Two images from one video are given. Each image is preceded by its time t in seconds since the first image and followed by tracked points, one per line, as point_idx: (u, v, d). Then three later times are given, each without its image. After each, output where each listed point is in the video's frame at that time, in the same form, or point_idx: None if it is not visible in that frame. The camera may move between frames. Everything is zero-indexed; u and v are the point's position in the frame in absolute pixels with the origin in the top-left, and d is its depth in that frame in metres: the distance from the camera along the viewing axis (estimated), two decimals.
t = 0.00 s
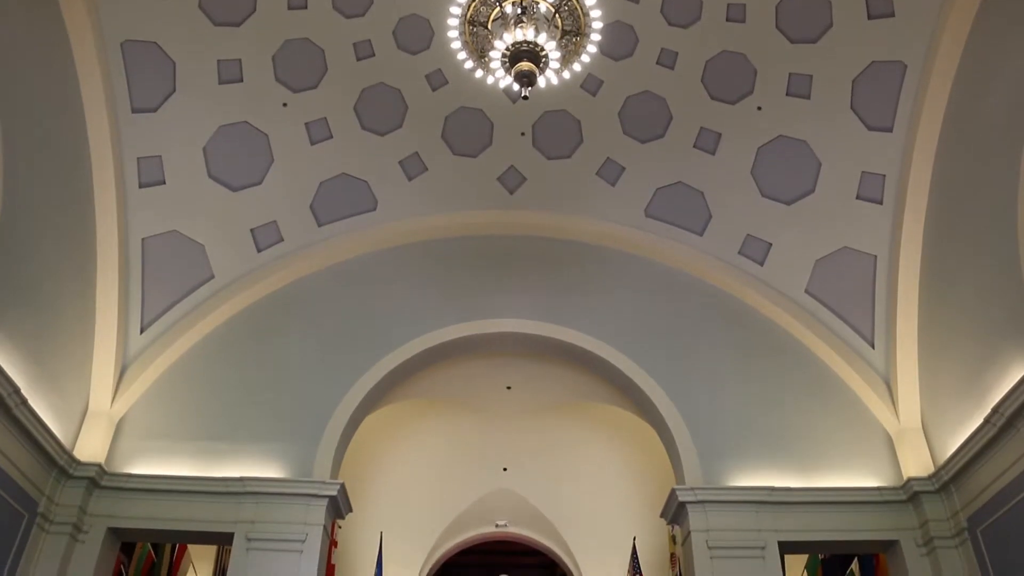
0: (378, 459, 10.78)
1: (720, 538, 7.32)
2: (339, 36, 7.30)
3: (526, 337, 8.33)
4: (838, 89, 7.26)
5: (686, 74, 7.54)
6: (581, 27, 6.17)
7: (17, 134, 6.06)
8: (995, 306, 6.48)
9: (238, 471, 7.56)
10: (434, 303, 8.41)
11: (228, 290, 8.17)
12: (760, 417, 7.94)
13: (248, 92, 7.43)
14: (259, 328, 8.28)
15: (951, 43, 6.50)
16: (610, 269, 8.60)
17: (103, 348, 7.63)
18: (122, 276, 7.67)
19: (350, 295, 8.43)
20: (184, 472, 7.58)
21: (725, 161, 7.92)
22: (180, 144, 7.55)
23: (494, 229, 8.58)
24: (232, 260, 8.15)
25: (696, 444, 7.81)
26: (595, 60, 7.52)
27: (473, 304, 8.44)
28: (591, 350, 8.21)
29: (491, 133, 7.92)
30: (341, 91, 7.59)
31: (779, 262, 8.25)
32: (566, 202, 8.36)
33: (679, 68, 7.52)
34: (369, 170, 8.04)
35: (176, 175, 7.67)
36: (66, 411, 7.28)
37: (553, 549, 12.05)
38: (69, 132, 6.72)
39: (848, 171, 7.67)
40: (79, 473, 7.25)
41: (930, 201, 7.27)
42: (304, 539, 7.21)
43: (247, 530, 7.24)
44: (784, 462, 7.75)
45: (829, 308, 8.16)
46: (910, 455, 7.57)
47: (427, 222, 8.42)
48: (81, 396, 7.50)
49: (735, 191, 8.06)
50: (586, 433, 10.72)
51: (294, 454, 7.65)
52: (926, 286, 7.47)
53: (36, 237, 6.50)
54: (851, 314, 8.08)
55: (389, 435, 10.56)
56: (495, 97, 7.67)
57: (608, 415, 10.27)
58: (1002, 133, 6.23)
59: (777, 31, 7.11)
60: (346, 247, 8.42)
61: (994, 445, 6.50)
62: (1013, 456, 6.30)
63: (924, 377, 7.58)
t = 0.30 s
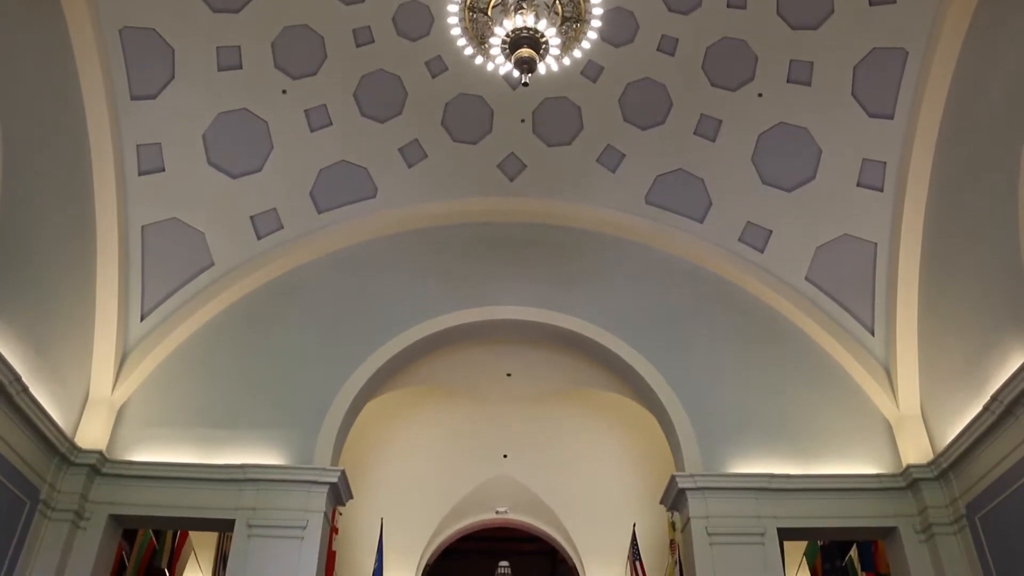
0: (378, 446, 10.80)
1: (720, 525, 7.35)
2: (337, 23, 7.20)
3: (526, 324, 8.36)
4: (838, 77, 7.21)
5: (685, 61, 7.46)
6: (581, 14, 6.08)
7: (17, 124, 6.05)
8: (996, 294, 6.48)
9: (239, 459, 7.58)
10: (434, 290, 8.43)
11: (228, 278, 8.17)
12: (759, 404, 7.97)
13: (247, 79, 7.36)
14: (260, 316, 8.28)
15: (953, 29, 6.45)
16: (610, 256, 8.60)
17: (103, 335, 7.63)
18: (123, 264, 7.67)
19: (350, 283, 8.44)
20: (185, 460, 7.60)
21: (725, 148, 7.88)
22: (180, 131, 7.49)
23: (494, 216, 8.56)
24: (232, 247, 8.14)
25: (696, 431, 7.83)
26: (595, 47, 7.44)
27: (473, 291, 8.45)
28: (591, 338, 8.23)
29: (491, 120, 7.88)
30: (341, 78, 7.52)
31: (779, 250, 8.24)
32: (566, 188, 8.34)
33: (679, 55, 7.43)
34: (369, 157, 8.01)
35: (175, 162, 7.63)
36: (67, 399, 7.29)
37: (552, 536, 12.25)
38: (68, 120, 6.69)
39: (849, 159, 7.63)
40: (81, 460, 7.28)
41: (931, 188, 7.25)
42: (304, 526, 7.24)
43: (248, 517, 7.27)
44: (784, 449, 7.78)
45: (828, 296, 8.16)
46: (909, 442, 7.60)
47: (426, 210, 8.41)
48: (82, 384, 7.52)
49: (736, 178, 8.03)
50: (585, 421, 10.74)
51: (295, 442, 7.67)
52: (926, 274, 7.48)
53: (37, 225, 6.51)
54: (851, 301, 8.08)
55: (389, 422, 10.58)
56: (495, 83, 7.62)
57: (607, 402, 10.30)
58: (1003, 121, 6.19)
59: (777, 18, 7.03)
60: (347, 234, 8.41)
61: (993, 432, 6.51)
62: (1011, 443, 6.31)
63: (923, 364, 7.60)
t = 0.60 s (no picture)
0: (377, 433, 10.81)
1: (719, 512, 7.37)
2: (335, 9, 7.13)
3: (526, 310, 8.38)
4: (839, 63, 7.12)
5: (686, 47, 7.40)
6: None
7: (16, 113, 6.02)
8: (996, 281, 6.47)
9: (240, 446, 7.60)
10: (434, 277, 8.45)
11: (228, 265, 8.16)
12: (758, 391, 8.00)
13: (245, 66, 7.28)
14: (260, 303, 8.30)
15: (954, 15, 6.38)
16: (610, 243, 8.59)
17: (103, 323, 7.63)
18: (122, 252, 7.66)
19: (350, 270, 8.45)
20: (186, 448, 7.62)
21: (726, 135, 7.82)
22: (179, 118, 7.42)
23: (494, 203, 8.54)
24: (232, 234, 8.11)
25: (696, 419, 7.85)
26: (595, 34, 7.36)
27: (474, 278, 8.47)
28: (591, 325, 8.26)
29: (492, 107, 7.82)
30: (339, 66, 7.46)
31: (779, 237, 8.21)
32: (565, 175, 8.30)
33: (681, 42, 7.37)
34: (368, 144, 7.96)
35: (174, 149, 7.57)
36: (67, 387, 7.29)
37: (551, 522, 12.37)
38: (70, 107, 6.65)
39: (850, 146, 7.57)
40: (83, 447, 7.31)
41: (931, 175, 7.23)
42: (305, 512, 7.26)
43: (249, 504, 7.29)
44: (783, 437, 7.81)
45: (828, 283, 8.15)
46: (909, 430, 7.63)
47: (425, 197, 8.38)
48: (83, 373, 7.53)
49: (736, 166, 7.99)
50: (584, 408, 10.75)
51: (297, 429, 7.70)
52: (926, 261, 7.47)
53: (38, 213, 6.51)
54: (851, 288, 8.08)
55: (390, 408, 10.61)
56: (495, 70, 7.57)
57: (607, 390, 10.31)
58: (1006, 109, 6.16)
59: (778, 4, 6.93)
60: (346, 221, 8.40)
61: (992, 419, 6.52)
62: (1010, 431, 6.32)
63: (923, 351, 7.61)
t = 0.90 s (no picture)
0: (377, 420, 10.87)
1: (718, 498, 7.41)
2: None
3: (526, 297, 8.39)
4: (840, 50, 7.07)
5: (686, 33, 7.35)
6: None
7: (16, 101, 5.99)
8: (997, 269, 6.47)
9: (242, 433, 7.63)
10: (434, 263, 8.46)
11: (228, 252, 8.16)
12: (758, 378, 8.02)
13: (244, 53, 7.23)
14: (260, 290, 8.30)
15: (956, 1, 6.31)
16: (610, 230, 8.59)
17: (104, 311, 7.63)
18: (122, 240, 7.63)
19: (350, 258, 8.45)
20: (187, 435, 7.66)
21: (727, 122, 7.78)
22: (178, 106, 7.38)
23: (493, 190, 8.52)
24: (232, 221, 8.10)
25: (696, 406, 7.87)
26: (596, 20, 7.30)
27: (474, 265, 8.47)
28: (591, 311, 8.28)
29: (492, 93, 7.77)
30: (338, 52, 7.42)
31: (779, 224, 8.20)
32: (565, 162, 8.25)
33: (682, 28, 7.31)
34: (367, 131, 7.93)
35: (174, 136, 7.52)
36: (68, 375, 7.31)
37: (552, 509, 12.41)
38: (69, 94, 6.62)
39: (851, 133, 7.53)
40: (83, 434, 7.34)
41: (932, 163, 7.20)
42: (306, 499, 7.29)
43: (250, 491, 7.32)
44: (783, 424, 7.84)
45: (829, 270, 8.14)
46: (909, 416, 7.66)
47: (424, 184, 8.35)
48: (83, 361, 7.55)
49: (737, 153, 7.96)
50: (584, 395, 10.77)
51: (298, 416, 7.72)
52: (926, 249, 7.47)
53: (37, 202, 6.49)
54: (851, 275, 8.08)
55: (389, 395, 10.68)
56: (495, 56, 7.53)
57: (608, 377, 10.34)
58: (1008, 96, 6.12)
59: None
60: (346, 209, 8.39)
61: (992, 406, 6.52)
62: (1009, 417, 6.32)
63: (923, 338, 7.62)
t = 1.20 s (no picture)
0: (376, 405, 10.90)
1: (717, 484, 7.43)
2: None
3: (525, 284, 8.41)
4: (842, 37, 7.01)
5: (687, 19, 7.30)
6: None
7: (15, 88, 5.96)
8: (997, 256, 6.46)
9: (244, 420, 7.66)
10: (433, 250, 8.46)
11: (227, 239, 8.15)
12: (757, 365, 8.04)
13: (242, 39, 7.19)
14: (260, 277, 8.31)
15: None
16: (610, 217, 8.57)
17: (104, 299, 7.63)
18: (122, 227, 7.62)
19: (350, 245, 8.45)
20: (188, 421, 7.68)
21: (728, 109, 7.75)
22: (177, 93, 7.35)
23: (493, 177, 8.50)
24: (232, 208, 8.09)
25: (696, 393, 7.89)
26: (596, 6, 7.26)
27: (474, 252, 8.48)
28: (591, 298, 8.29)
29: (492, 79, 7.74)
30: (337, 38, 7.37)
31: (779, 210, 8.18)
32: (564, 148, 8.23)
33: (682, 14, 7.26)
34: (367, 117, 7.91)
35: (173, 123, 7.49)
36: (68, 362, 7.32)
37: (552, 495, 12.44)
38: (68, 82, 6.60)
39: (852, 120, 7.49)
40: (84, 421, 7.35)
41: (933, 150, 7.16)
42: (307, 485, 7.31)
43: (250, 477, 7.34)
44: (782, 411, 7.86)
45: (828, 257, 8.13)
46: (908, 404, 7.68)
47: (423, 171, 8.33)
48: (84, 348, 7.57)
49: (738, 140, 7.93)
50: (585, 381, 10.84)
51: (298, 403, 7.73)
52: (927, 236, 7.45)
53: (36, 189, 6.47)
54: (851, 262, 8.07)
55: (389, 381, 10.73)
56: (495, 42, 7.50)
57: (607, 363, 10.39)
58: (1010, 83, 6.08)
59: None
60: (344, 195, 8.37)
61: (991, 393, 6.52)
62: (1008, 404, 6.33)
63: (922, 325, 7.63)
